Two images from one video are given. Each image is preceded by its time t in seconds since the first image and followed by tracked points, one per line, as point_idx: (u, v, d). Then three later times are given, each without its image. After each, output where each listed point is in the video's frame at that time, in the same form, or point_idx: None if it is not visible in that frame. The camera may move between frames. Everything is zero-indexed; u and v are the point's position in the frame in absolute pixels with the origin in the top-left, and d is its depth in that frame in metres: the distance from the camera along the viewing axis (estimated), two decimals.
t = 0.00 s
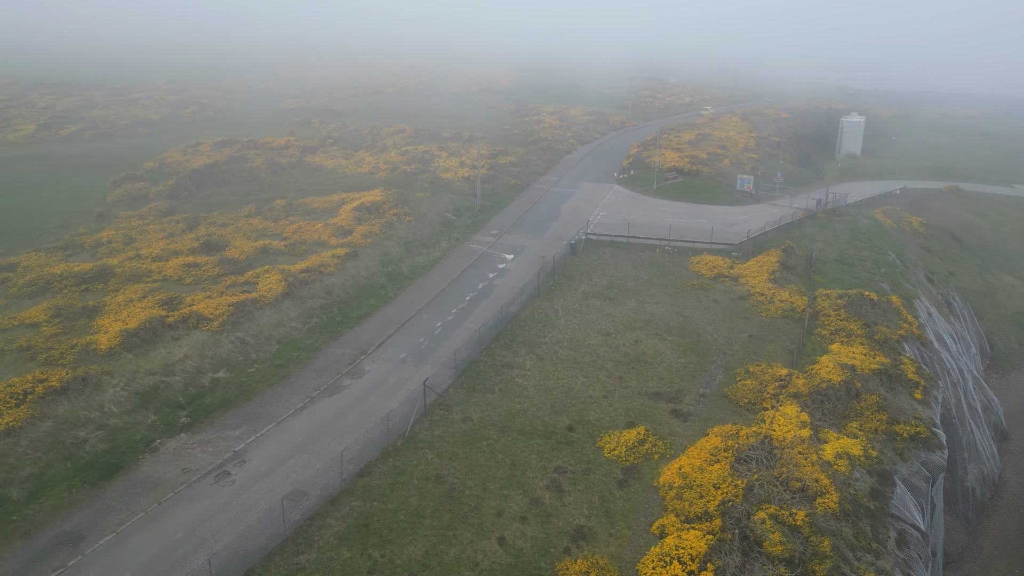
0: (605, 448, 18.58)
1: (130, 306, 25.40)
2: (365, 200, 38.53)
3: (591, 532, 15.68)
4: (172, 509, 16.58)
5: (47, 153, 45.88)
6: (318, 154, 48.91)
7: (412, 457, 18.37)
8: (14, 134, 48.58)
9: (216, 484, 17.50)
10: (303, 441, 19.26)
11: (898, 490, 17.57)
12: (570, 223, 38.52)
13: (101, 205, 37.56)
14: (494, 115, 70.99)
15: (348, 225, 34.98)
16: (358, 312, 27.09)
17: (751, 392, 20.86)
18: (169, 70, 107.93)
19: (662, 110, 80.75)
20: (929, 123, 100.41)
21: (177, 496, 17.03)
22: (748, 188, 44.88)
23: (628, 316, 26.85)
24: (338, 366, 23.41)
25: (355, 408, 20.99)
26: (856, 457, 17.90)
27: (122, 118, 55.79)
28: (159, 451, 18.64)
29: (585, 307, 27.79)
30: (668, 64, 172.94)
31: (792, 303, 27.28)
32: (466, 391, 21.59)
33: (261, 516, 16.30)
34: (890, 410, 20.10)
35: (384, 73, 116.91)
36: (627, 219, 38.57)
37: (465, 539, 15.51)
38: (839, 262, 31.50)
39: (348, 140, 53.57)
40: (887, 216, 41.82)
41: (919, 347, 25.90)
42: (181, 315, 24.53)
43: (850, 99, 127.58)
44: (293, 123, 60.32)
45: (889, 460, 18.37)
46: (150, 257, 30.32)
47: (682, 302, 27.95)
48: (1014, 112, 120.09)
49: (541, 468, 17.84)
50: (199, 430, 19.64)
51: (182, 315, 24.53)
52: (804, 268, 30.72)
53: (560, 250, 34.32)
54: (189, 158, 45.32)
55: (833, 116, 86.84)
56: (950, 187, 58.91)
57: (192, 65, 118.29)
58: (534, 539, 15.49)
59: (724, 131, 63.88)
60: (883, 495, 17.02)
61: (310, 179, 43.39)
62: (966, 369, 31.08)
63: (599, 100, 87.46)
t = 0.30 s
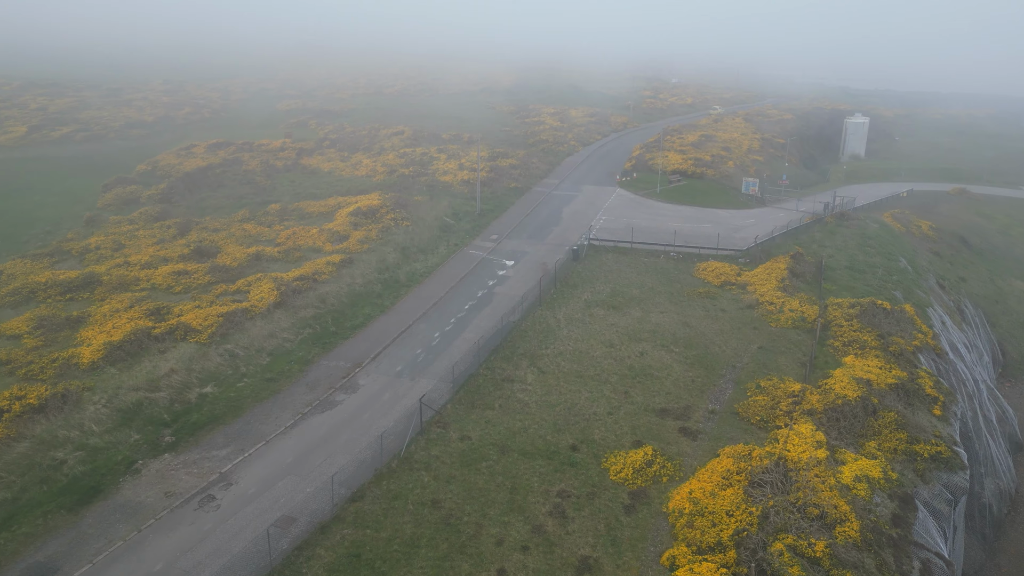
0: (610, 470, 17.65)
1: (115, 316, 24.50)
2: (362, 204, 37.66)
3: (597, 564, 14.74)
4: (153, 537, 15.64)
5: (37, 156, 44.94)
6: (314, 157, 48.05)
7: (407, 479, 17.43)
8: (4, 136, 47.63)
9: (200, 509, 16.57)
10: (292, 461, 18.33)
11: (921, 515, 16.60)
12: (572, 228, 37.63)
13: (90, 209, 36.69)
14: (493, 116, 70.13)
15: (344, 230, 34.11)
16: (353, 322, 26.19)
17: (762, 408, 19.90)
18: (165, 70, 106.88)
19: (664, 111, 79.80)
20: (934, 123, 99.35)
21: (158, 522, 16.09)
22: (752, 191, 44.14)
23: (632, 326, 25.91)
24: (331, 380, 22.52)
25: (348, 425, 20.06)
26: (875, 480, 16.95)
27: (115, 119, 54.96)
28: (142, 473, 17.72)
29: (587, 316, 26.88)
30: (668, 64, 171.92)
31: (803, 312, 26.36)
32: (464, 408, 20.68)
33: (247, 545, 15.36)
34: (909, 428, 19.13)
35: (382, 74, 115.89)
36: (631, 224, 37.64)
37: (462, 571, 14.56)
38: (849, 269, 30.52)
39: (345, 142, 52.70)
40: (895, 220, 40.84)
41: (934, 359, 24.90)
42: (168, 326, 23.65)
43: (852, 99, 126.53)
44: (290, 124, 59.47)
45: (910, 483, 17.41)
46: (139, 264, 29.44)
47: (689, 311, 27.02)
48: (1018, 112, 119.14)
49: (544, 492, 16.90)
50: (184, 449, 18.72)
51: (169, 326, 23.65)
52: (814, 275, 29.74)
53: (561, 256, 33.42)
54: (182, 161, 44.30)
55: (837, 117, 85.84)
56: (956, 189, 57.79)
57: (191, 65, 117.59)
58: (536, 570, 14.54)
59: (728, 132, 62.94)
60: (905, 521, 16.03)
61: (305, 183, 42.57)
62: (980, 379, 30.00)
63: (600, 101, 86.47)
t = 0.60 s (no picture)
0: (616, 495, 16.67)
1: (99, 328, 23.57)
2: (358, 208, 36.77)
3: None
4: (129, 569, 14.65)
5: (26, 158, 44.01)
6: (309, 159, 47.25)
7: (401, 506, 16.45)
8: None
9: (180, 538, 15.57)
10: (281, 485, 17.35)
11: (947, 544, 15.58)
12: (574, 233, 36.73)
13: (79, 214, 35.78)
14: (494, 117, 69.22)
15: (339, 235, 33.32)
16: (347, 333, 25.34)
17: (775, 427, 18.91)
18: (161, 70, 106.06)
19: (666, 111, 78.90)
20: (938, 123, 98.24)
21: (135, 553, 15.09)
22: (758, 195, 43.18)
23: (637, 337, 24.95)
24: (323, 396, 21.60)
25: (341, 444, 19.10)
26: (898, 506, 15.95)
27: (108, 121, 54.12)
28: (121, 498, 16.74)
29: (590, 326, 25.91)
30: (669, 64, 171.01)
31: (815, 322, 25.30)
32: (462, 426, 19.74)
33: None
34: (931, 448, 18.13)
35: (381, 74, 114.94)
36: (634, 228, 36.71)
37: None
38: (860, 276, 29.47)
39: (342, 144, 51.80)
40: (905, 224, 39.79)
41: (951, 371, 23.82)
42: (153, 338, 22.79)
43: (855, 99, 125.39)
44: (287, 126, 58.60)
45: (933, 508, 16.40)
46: (127, 272, 28.60)
47: (696, 320, 26.07)
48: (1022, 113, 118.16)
49: (546, 519, 15.91)
50: (167, 472, 17.75)
51: (155, 339, 22.83)
52: (825, 282, 28.71)
53: (563, 262, 32.51)
54: (175, 163, 44.05)
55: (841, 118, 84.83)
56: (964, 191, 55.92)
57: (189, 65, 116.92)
58: None
59: (731, 134, 61.99)
60: (932, 552, 15.01)
61: (301, 187, 41.78)
62: (997, 391, 28.84)
63: (602, 101, 85.49)
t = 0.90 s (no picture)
0: (624, 524, 15.67)
1: (81, 341, 22.61)
2: (353, 214, 36.12)
3: None
4: None
5: (16, 161, 43.06)
6: (305, 163, 46.72)
7: (396, 536, 15.46)
8: None
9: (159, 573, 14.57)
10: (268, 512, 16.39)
11: None
12: (576, 240, 35.83)
13: (68, 219, 34.85)
14: (493, 118, 68.29)
15: (334, 243, 32.51)
16: (340, 346, 24.78)
17: (791, 449, 17.82)
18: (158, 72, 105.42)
19: (667, 113, 78.00)
20: (941, 124, 97.20)
21: None
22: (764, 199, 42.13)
23: (643, 350, 23.97)
24: (314, 415, 20.72)
25: (333, 467, 18.18)
26: (924, 537, 14.85)
27: (101, 123, 53.19)
28: (98, 528, 15.73)
29: (594, 338, 24.98)
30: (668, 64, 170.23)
31: (828, 335, 24.04)
32: (461, 448, 18.81)
33: None
34: (956, 472, 17.05)
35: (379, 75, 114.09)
36: (638, 234, 35.76)
37: None
38: (873, 284, 28.29)
39: (339, 147, 50.92)
40: (915, 228, 38.74)
41: (970, 386, 22.58)
42: (137, 353, 21.89)
43: (857, 100, 124.35)
44: (283, 128, 57.76)
45: (961, 538, 15.31)
46: (113, 281, 27.67)
47: (703, 332, 25.10)
48: None
49: (549, 552, 14.90)
50: (148, 498, 16.77)
51: (138, 354, 21.93)
52: (836, 291, 27.60)
53: (566, 270, 31.58)
54: (167, 167, 43.55)
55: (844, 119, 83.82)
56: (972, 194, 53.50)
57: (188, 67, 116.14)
58: None
59: (734, 136, 61.07)
60: None
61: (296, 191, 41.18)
62: (1018, 403, 27.57)
63: (602, 103, 84.60)
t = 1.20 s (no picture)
0: (632, 559, 14.67)
1: (61, 356, 21.75)
2: (349, 219, 36.16)
3: None
4: None
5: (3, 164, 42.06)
6: (300, 166, 47.12)
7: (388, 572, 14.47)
8: None
9: None
10: (253, 543, 15.48)
11: None
12: (578, 245, 34.86)
13: (55, 225, 33.92)
14: (493, 120, 67.39)
15: (328, 249, 32.72)
16: (333, 359, 24.48)
17: (808, 475, 16.74)
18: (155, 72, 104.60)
19: (669, 114, 77.07)
20: (946, 125, 95.97)
21: None
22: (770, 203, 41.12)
23: (650, 364, 23.02)
24: (305, 435, 19.94)
25: (323, 492, 17.29)
26: (954, 572, 13.72)
27: (93, 125, 52.29)
28: (71, 562, 14.74)
29: (598, 351, 24.16)
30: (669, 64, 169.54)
31: (842, 348, 22.76)
32: (458, 472, 17.87)
33: None
34: (985, 499, 15.87)
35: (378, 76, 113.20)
36: (643, 240, 34.76)
37: None
38: (886, 293, 26.99)
39: (336, 150, 50.90)
40: (926, 232, 37.58)
41: (992, 402, 20.97)
42: (119, 370, 21.10)
43: (860, 100, 123.27)
44: (278, 132, 57.55)
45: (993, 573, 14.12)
46: (98, 291, 26.89)
47: (712, 344, 24.11)
48: None
49: None
50: (126, 528, 15.82)
51: (120, 370, 21.15)
52: (849, 301, 26.40)
53: (569, 278, 30.65)
54: (158, 171, 42.93)
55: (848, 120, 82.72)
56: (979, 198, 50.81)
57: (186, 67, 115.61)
58: None
59: (738, 137, 60.07)
60: None
61: (290, 196, 41.29)
62: None
63: (603, 103, 83.63)
